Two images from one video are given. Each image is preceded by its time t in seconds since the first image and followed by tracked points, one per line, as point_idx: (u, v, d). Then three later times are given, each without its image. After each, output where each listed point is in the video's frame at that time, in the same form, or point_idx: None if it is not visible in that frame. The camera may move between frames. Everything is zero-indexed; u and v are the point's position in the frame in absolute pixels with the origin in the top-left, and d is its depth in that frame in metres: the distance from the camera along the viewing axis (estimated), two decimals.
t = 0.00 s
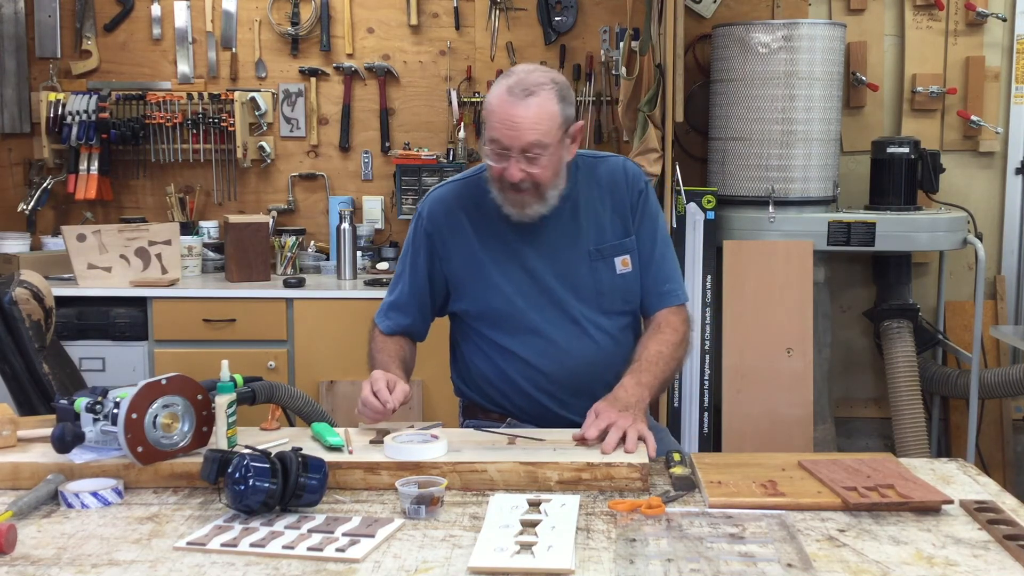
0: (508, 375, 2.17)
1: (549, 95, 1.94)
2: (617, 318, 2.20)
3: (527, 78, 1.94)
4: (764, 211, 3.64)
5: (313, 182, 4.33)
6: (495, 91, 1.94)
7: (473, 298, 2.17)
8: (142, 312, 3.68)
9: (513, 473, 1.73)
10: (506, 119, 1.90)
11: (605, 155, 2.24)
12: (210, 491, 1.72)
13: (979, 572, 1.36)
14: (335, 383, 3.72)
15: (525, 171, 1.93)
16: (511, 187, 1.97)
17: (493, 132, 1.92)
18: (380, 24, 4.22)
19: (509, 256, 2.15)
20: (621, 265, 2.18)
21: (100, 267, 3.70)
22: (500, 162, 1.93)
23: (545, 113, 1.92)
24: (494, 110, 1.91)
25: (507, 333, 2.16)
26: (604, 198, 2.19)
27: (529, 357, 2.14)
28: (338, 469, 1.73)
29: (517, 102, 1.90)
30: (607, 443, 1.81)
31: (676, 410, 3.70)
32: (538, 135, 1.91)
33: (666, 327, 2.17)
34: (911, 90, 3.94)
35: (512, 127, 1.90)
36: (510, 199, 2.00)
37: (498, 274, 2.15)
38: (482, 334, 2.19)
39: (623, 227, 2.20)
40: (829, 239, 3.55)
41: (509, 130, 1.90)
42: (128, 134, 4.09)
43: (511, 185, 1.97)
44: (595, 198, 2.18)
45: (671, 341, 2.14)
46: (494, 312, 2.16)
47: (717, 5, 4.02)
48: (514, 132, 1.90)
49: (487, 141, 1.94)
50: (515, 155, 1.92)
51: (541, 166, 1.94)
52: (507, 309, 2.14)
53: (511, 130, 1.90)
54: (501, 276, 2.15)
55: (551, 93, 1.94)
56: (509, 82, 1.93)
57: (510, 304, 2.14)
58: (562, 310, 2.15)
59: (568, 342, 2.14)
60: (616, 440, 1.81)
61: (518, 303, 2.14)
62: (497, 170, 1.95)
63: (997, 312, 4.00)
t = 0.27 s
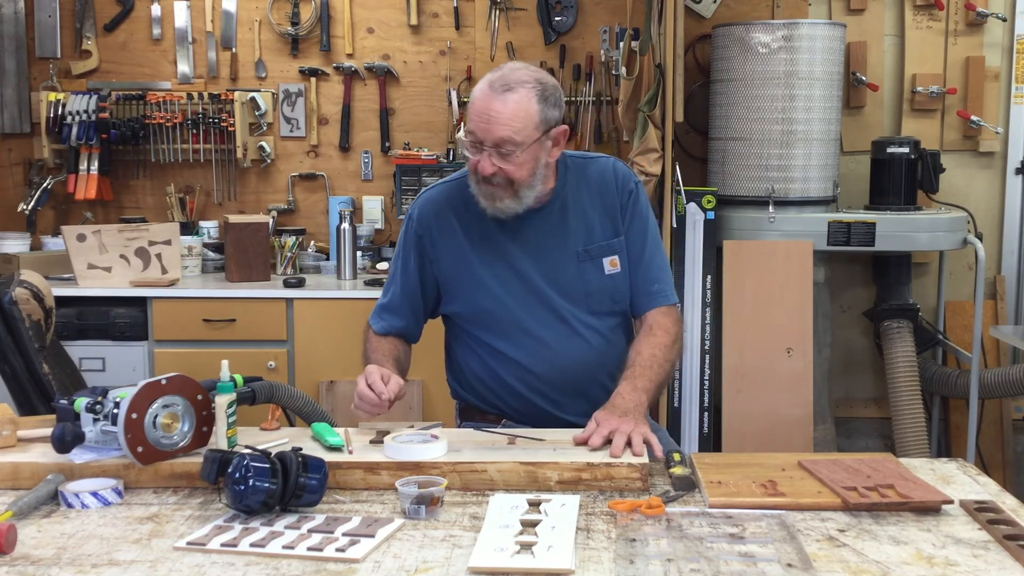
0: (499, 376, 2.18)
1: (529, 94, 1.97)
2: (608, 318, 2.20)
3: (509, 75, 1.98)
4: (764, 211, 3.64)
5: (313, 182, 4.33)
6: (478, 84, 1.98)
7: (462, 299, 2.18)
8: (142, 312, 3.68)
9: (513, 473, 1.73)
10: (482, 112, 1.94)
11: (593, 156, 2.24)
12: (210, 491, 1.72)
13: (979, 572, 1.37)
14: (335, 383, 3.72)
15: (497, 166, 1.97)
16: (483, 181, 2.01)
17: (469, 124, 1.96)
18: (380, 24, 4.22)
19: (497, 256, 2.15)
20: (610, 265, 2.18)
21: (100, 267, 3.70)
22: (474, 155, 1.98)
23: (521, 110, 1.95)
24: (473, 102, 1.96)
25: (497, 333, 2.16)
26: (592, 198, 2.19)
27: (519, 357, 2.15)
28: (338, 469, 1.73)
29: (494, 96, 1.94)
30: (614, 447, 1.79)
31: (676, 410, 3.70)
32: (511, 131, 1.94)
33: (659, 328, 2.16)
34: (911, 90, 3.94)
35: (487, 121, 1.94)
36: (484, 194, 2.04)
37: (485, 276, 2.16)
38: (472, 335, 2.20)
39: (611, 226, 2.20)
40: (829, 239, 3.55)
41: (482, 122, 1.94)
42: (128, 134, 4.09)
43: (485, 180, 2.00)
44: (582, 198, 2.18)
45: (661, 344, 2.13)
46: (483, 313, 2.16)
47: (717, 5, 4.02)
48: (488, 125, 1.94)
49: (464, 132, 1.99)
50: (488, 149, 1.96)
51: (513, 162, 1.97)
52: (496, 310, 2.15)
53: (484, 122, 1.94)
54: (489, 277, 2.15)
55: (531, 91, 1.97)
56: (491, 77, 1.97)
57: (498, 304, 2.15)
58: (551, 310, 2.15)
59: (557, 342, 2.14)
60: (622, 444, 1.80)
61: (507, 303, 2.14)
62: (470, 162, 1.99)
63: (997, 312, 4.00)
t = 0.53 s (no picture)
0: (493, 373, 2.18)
1: (513, 84, 2.02)
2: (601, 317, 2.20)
3: (496, 67, 2.03)
4: (764, 211, 3.64)
5: (313, 182, 4.33)
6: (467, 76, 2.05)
7: (455, 296, 2.18)
8: (142, 312, 3.69)
9: (513, 473, 1.73)
10: (465, 99, 1.99)
11: (586, 155, 2.24)
12: (210, 491, 1.72)
13: (979, 572, 1.37)
14: (335, 383, 3.72)
15: (479, 153, 2.01)
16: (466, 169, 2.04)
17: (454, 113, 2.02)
18: (380, 24, 4.22)
19: (490, 254, 2.16)
20: (603, 264, 2.17)
21: (100, 267, 3.70)
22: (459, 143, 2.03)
23: (504, 99, 2.00)
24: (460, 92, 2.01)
25: (491, 330, 2.16)
26: (585, 196, 2.19)
27: (512, 355, 2.15)
28: (338, 469, 1.73)
29: (479, 84, 2.00)
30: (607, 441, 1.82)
31: (676, 411, 3.70)
32: (493, 118, 1.99)
33: (660, 326, 2.17)
34: (911, 90, 3.94)
35: (470, 108, 1.99)
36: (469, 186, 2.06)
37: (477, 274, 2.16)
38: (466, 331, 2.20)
39: (605, 224, 2.19)
40: (829, 239, 3.55)
41: (465, 109, 1.99)
42: (128, 134, 4.09)
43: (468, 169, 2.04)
44: (574, 196, 2.18)
45: (664, 340, 2.15)
46: (476, 311, 2.17)
47: (717, 5, 4.02)
48: (470, 112, 1.99)
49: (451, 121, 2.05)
50: (471, 136, 2.00)
51: (495, 150, 2.00)
52: (489, 307, 2.15)
53: (467, 109, 1.99)
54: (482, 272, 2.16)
55: (516, 82, 2.02)
56: (478, 69, 2.03)
57: (491, 302, 2.15)
58: (544, 308, 2.15)
59: (550, 339, 2.14)
60: (617, 439, 1.83)
61: (499, 301, 2.15)
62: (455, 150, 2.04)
63: (997, 312, 4.00)
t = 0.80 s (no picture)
0: (490, 372, 2.18)
1: (511, 83, 2.01)
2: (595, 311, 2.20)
3: (490, 66, 2.02)
4: (764, 211, 3.64)
5: (313, 182, 4.33)
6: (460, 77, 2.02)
7: (448, 297, 2.18)
8: (142, 312, 3.69)
9: (513, 473, 1.73)
10: (468, 103, 1.97)
11: (573, 152, 2.24)
12: (210, 491, 1.72)
13: (979, 572, 1.37)
14: (335, 383, 3.72)
15: (486, 156, 2.00)
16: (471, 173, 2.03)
17: (455, 117, 1.99)
18: (380, 24, 4.22)
19: (481, 253, 2.16)
20: (594, 258, 2.18)
21: (100, 267, 3.70)
22: (463, 146, 2.01)
23: (506, 100, 1.99)
24: (459, 95, 1.98)
25: (484, 329, 2.16)
26: (573, 193, 2.20)
27: (508, 353, 2.15)
28: (338, 469, 1.73)
29: (479, 86, 1.98)
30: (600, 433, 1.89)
31: (676, 411, 3.70)
32: (498, 120, 1.98)
33: (660, 323, 2.25)
34: (911, 90, 3.94)
35: (474, 111, 1.97)
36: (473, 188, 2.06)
37: (469, 274, 2.16)
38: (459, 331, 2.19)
39: (594, 219, 2.20)
40: (829, 239, 3.55)
41: (469, 113, 1.97)
42: (128, 134, 4.09)
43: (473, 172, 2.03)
44: (562, 192, 2.19)
45: (664, 338, 2.23)
46: (470, 311, 2.16)
47: (717, 5, 4.02)
48: (475, 116, 1.97)
49: (450, 126, 2.02)
50: (476, 139, 1.99)
51: (501, 151, 2.01)
52: (482, 306, 2.15)
53: (471, 113, 1.97)
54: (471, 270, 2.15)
55: (514, 80, 2.02)
56: (472, 69, 2.01)
57: (484, 301, 2.15)
58: (537, 305, 2.15)
59: (545, 335, 2.15)
60: (616, 431, 1.88)
61: (493, 299, 2.15)
62: (457, 155, 2.02)
63: (997, 312, 4.00)
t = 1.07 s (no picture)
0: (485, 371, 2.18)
1: (520, 83, 2.03)
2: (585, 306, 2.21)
3: (496, 68, 2.02)
4: (764, 211, 3.64)
5: (313, 182, 4.33)
6: (470, 81, 2.00)
7: (439, 298, 2.17)
8: (142, 312, 3.69)
9: (513, 473, 1.73)
10: (490, 106, 1.97)
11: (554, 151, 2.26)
12: (210, 491, 1.72)
13: (979, 572, 1.36)
14: (335, 383, 3.72)
15: (508, 156, 2.01)
16: (491, 175, 2.03)
17: (476, 121, 1.98)
18: (380, 24, 4.22)
19: (469, 252, 2.16)
20: (582, 252, 2.19)
21: (100, 267, 3.70)
22: (484, 149, 2.00)
23: (521, 99, 2.01)
24: (477, 99, 1.97)
25: (478, 327, 2.16)
26: (558, 190, 2.21)
27: (502, 351, 2.15)
28: (338, 469, 1.73)
29: (496, 89, 1.98)
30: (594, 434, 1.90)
31: (676, 411, 3.70)
32: (519, 119, 1.99)
33: (650, 316, 2.25)
34: (911, 90, 3.94)
35: (495, 113, 1.97)
36: (488, 189, 2.05)
37: (459, 273, 2.15)
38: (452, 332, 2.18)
39: (580, 214, 2.21)
40: (829, 239, 3.55)
41: (491, 116, 1.97)
42: (128, 134, 4.09)
43: (491, 173, 2.03)
44: (547, 189, 2.20)
45: (656, 331, 2.23)
46: (462, 310, 2.16)
47: (717, 5, 4.02)
48: (498, 118, 1.97)
49: (467, 129, 2.00)
50: (499, 141, 1.99)
51: (520, 150, 2.03)
52: (474, 304, 2.15)
53: (495, 115, 1.97)
54: (461, 269, 2.15)
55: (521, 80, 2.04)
56: (481, 72, 2.00)
57: (475, 299, 2.15)
58: (527, 301, 2.15)
59: (538, 331, 2.15)
60: (615, 431, 1.88)
61: (484, 296, 2.15)
62: (477, 158, 2.01)
63: (997, 312, 4.00)
